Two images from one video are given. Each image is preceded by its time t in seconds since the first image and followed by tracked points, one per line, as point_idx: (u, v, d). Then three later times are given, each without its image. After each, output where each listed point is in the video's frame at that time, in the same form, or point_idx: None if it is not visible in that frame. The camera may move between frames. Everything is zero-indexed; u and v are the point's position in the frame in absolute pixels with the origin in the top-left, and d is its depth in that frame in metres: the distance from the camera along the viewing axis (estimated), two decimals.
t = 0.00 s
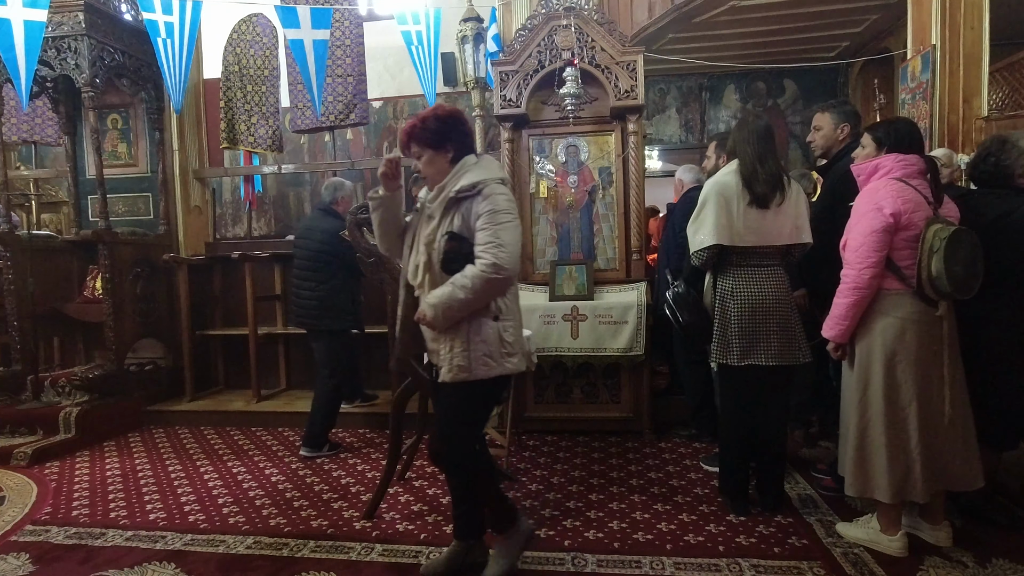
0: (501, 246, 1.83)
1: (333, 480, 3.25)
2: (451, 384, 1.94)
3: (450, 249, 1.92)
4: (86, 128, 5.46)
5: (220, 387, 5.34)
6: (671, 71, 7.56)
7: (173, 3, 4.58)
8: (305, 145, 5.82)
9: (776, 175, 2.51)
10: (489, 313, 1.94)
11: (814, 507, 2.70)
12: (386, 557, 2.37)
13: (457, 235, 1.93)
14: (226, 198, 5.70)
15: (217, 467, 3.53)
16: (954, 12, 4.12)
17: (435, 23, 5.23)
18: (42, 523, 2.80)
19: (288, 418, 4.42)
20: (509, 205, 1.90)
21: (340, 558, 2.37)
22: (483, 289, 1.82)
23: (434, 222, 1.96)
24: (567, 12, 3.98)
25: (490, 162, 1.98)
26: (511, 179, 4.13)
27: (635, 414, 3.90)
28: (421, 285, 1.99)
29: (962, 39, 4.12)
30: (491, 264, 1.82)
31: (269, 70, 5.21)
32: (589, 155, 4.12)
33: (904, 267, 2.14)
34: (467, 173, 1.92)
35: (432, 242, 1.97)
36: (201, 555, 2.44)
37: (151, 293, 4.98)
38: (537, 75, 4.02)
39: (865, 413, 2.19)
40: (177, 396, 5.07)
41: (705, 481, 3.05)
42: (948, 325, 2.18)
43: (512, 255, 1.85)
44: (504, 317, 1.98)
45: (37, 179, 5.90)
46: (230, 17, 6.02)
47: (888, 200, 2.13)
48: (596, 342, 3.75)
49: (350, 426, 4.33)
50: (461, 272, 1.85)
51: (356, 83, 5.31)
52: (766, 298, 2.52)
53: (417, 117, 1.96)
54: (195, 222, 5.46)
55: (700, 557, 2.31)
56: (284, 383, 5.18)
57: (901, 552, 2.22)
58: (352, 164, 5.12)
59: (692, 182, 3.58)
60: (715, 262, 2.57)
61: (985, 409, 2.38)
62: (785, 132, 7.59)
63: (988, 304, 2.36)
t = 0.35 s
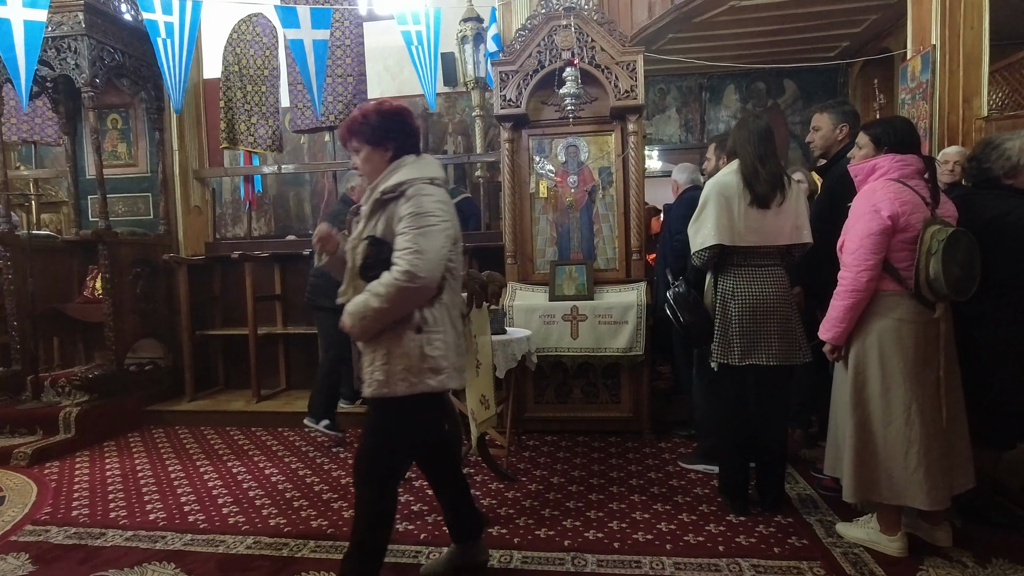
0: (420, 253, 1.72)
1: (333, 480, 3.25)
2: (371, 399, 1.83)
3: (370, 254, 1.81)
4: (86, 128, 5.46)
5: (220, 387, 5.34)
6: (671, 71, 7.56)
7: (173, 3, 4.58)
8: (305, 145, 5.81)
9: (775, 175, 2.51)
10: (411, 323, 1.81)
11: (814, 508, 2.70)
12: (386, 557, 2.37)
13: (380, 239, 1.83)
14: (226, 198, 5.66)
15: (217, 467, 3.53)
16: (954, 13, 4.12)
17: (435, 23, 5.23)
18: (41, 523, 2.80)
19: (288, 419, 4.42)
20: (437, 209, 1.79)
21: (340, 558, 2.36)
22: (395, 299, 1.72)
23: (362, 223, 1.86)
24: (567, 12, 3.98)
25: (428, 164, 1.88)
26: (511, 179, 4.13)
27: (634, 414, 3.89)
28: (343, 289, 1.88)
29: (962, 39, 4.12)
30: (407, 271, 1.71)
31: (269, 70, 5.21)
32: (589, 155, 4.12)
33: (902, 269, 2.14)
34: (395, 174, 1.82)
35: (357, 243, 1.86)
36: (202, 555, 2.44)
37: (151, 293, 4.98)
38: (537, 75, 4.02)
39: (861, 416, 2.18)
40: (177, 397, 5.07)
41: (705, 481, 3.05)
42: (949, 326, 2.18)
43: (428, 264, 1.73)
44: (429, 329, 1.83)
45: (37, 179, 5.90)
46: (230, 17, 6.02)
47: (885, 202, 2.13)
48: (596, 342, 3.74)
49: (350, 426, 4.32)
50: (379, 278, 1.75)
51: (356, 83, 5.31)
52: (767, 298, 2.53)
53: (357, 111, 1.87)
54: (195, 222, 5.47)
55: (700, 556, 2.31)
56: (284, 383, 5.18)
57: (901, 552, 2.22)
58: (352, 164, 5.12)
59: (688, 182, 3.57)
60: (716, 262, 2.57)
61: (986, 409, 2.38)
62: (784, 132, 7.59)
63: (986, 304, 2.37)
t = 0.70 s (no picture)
0: (295, 248, 1.58)
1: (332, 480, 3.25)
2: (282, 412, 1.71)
3: (264, 248, 1.71)
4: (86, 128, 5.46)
5: (220, 387, 5.34)
6: (671, 71, 7.57)
7: (173, 3, 4.58)
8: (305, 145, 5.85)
9: (779, 176, 2.52)
10: (304, 324, 1.68)
11: (814, 508, 2.70)
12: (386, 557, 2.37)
13: (275, 233, 1.72)
14: (226, 198, 5.87)
15: (217, 467, 3.53)
16: (954, 13, 4.12)
17: (435, 23, 5.21)
18: (41, 523, 2.80)
19: (288, 419, 4.42)
20: (324, 199, 1.63)
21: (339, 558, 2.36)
22: (274, 297, 1.61)
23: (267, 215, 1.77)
24: (567, 12, 3.98)
25: (331, 149, 1.73)
26: (511, 179, 4.13)
27: (634, 414, 3.89)
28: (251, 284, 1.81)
29: (962, 39, 4.12)
30: (282, 268, 1.59)
31: (269, 70, 5.21)
32: (589, 155, 4.12)
33: (903, 270, 2.15)
34: (291, 161, 1.70)
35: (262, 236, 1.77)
36: (202, 555, 2.44)
37: (151, 293, 4.98)
38: (537, 75, 4.02)
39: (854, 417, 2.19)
40: (177, 396, 5.07)
41: (704, 481, 3.05)
42: (948, 326, 2.18)
43: (306, 259, 1.59)
44: (324, 330, 1.68)
45: (37, 179, 5.90)
46: (231, 17, 6.02)
47: (887, 202, 2.13)
48: (596, 342, 3.74)
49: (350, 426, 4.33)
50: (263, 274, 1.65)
51: (356, 83, 5.31)
52: (769, 298, 2.53)
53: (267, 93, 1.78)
54: (195, 221, 5.47)
55: (700, 556, 2.31)
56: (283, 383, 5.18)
57: (901, 552, 2.22)
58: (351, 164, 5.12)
59: (689, 182, 3.58)
60: (719, 261, 2.56)
61: (986, 409, 2.38)
62: (785, 132, 7.59)
63: (986, 304, 2.37)
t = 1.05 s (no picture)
0: (166, 261, 1.60)
1: (333, 480, 3.25)
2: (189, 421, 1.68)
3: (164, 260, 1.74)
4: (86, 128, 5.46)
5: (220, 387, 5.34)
6: (671, 71, 7.57)
7: (173, 3, 4.58)
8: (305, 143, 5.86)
9: (785, 177, 2.55)
10: (194, 338, 1.70)
11: (814, 508, 2.70)
12: (386, 556, 2.37)
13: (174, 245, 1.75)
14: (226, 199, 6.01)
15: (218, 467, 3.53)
16: (954, 13, 4.12)
17: (435, 22, 5.21)
18: (41, 523, 2.79)
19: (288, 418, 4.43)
20: (200, 210, 1.62)
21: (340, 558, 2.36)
22: (154, 307, 1.62)
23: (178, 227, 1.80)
24: (567, 12, 3.98)
25: (227, 159, 1.71)
26: (511, 178, 4.13)
27: (634, 414, 3.89)
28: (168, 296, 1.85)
29: (962, 39, 4.12)
30: (156, 281, 1.61)
31: (269, 70, 5.21)
32: (589, 155, 4.12)
33: (902, 269, 2.15)
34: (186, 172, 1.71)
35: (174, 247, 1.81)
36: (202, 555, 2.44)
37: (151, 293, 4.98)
38: (537, 75, 4.02)
39: (853, 418, 2.18)
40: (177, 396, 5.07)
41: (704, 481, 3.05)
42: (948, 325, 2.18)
43: (176, 272, 1.59)
44: (211, 345, 1.69)
45: (37, 179, 5.90)
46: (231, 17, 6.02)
47: (885, 201, 2.13)
48: (596, 341, 3.74)
49: (350, 426, 4.33)
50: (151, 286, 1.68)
51: (356, 83, 5.31)
52: (774, 299, 2.55)
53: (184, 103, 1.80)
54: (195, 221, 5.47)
55: (700, 556, 2.31)
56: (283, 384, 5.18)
57: (901, 552, 2.23)
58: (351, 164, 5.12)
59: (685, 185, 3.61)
60: (727, 259, 2.55)
61: (987, 409, 2.38)
62: (784, 132, 7.58)
63: (985, 304, 2.37)
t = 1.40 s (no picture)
0: (62, 246, 1.68)
1: (333, 480, 3.25)
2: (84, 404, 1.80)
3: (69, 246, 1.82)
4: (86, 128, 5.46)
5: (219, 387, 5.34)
6: (671, 71, 7.57)
7: (173, 3, 4.59)
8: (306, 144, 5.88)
9: (787, 178, 2.54)
10: (92, 325, 1.80)
11: (814, 508, 2.70)
12: (386, 557, 2.37)
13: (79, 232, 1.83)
14: (226, 198, 6.01)
15: (217, 467, 3.53)
16: (954, 13, 4.12)
17: (435, 23, 5.21)
18: (41, 523, 2.80)
19: (288, 418, 4.43)
20: (97, 201, 1.70)
21: (340, 558, 2.37)
22: (49, 294, 1.70)
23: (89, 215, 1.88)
24: (567, 12, 3.98)
25: (133, 153, 1.79)
26: (511, 178, 4.13)
27: (634, 414, 3.89)
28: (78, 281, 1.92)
29: (962, 39, 4.12)
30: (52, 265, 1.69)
31: (269, 70, 5.22)
32: (589, 155, 4.12)
33: (900, 268, 2.15)
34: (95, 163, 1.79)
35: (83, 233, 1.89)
36: (201, 555, 2.44)
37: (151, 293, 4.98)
38: (537, 75, 4.02)
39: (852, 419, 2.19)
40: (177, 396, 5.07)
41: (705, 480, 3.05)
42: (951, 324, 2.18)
43: (71, 258, 1.68)
44: (107, 331, 1.79)
45: (37, 179, 5.90)
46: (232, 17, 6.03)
47: (883, 200, 2.13)
48: (596, 342, 3.74)
49: (350, 426, 4.33)
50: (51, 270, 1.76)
51: (356, 83, 5.31)
52: (772, 299, 2.55)
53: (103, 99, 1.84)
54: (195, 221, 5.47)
55: (700, 556, 2.31)
56: (284, 383, 5.18)
57: (901, 552, 2.23)
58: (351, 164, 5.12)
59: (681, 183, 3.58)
60: (727, 259, 2.55)
61: (988, 409, 2.38)
62: (784, 132, 7.58)
63: (987, 304, 2.37)
